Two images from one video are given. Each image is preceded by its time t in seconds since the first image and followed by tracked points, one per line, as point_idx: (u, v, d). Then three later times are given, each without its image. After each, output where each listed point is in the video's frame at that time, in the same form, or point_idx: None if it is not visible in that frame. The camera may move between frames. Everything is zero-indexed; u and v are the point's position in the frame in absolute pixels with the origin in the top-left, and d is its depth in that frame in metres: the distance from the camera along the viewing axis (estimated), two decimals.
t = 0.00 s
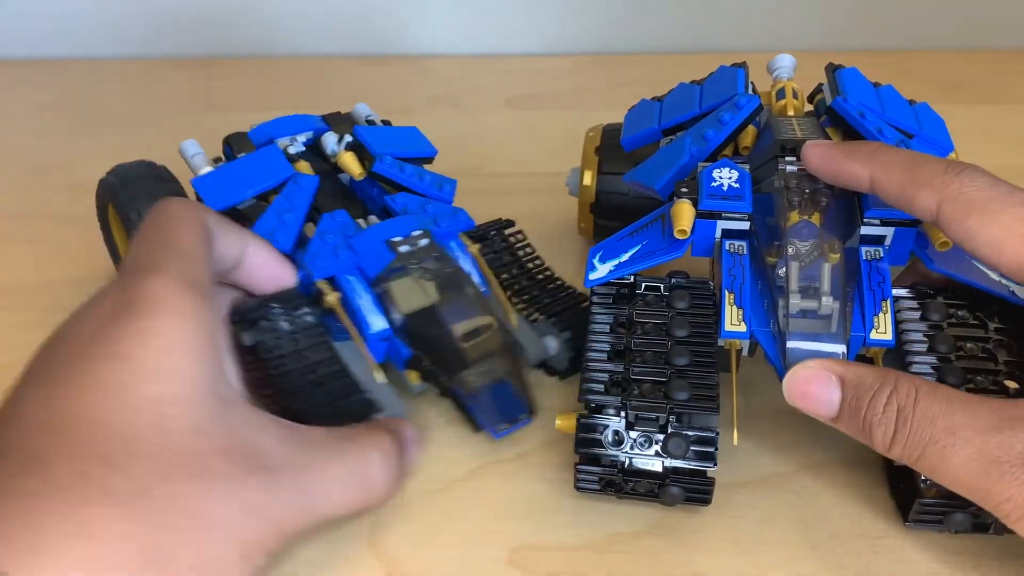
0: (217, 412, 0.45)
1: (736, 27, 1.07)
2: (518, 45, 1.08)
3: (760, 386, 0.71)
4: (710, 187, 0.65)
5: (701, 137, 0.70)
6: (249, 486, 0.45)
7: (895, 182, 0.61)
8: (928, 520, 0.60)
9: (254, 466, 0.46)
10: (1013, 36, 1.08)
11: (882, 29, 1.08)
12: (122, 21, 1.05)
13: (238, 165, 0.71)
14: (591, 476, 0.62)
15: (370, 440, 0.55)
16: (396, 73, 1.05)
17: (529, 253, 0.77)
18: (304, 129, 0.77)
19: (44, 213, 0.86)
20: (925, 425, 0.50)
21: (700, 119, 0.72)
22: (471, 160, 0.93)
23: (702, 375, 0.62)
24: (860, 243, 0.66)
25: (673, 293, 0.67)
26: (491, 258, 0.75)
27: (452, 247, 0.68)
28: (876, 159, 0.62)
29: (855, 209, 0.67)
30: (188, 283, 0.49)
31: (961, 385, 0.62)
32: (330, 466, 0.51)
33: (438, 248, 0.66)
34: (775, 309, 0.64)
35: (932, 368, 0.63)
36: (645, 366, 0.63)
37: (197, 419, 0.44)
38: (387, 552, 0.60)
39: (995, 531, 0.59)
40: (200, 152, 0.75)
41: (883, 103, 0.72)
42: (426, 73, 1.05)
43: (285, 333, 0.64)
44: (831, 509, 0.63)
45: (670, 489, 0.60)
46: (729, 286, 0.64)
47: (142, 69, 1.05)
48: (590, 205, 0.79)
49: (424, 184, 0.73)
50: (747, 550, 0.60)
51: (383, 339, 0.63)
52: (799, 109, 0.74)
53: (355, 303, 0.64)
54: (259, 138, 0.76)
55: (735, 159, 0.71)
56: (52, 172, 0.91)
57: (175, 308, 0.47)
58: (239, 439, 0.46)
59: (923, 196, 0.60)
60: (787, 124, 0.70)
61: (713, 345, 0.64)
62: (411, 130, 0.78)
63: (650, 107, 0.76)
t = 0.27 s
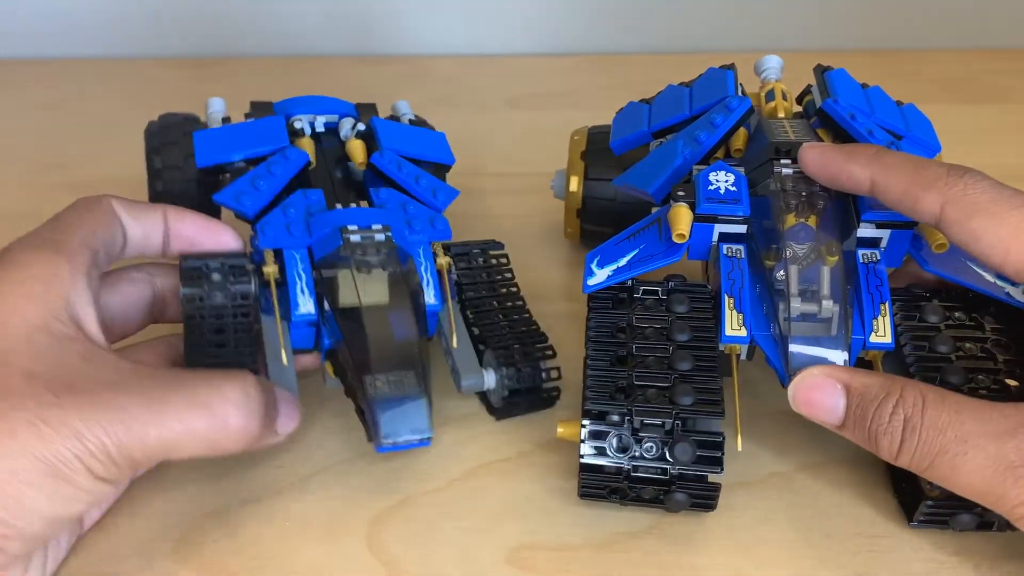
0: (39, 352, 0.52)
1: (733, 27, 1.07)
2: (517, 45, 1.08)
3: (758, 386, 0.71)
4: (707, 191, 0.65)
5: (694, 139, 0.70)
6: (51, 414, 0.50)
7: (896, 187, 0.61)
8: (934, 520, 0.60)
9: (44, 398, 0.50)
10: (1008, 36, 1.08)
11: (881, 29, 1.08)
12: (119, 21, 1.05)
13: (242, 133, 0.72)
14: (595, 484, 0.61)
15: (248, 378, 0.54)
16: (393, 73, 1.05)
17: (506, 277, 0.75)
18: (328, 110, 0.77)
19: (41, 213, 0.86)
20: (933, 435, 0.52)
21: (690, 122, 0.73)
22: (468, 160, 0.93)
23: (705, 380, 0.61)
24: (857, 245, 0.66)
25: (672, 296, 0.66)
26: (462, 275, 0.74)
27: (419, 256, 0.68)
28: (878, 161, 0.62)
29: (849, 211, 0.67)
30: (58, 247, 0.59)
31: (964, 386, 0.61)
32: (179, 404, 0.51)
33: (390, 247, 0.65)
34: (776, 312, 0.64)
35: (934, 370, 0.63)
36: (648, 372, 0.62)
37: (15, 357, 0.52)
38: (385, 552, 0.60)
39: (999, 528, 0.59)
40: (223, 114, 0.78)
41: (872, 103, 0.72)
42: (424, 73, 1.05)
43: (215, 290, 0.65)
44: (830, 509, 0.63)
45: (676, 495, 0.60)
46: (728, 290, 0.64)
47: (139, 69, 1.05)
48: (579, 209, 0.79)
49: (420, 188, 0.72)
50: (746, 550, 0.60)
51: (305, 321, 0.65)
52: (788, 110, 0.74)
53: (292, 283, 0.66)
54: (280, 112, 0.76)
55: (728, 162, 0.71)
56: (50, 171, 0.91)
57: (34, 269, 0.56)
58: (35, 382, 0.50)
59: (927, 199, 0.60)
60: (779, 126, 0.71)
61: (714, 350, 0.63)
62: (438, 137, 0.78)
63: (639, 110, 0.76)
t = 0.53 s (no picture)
0: None
1: (734, 27, 1.07)
2: (517, 45, 1.08)
3: (759, 387, 0.71)
4: (712, 191, 0.65)
5: (695, 140, 0.70)
6: None
7: (904, 187, 0.61)
8: (947, 518, 0.60)
9: None
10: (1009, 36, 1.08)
11: (881, 29, 1.08)
12: (119, 21, 1.05)
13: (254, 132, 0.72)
14: (603, 484, 0.61)
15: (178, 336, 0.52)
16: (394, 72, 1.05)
17: (512, 265, 0.67)
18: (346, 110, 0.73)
19: (41, 213, 0.86)
20: (951, 434, 0.52)
21: (691, 122, 0.73)
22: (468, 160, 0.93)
23: (714, 381, 0.61)
24: (861, 245, 0.66)
25: (679, 297, 0.65)
26: (462, 259, 0.67)
27: (407, 232, 0.65)
28: (885, 160, 0.62)
29: (853, 210, 0.67)
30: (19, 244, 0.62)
31: (976, 383, 0.62)
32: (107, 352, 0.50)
33: (363, 216, 0.61)
34: (782, 312, 0.64)
35: (945, 368, 0.63)
36: (656, 372, 0.61)
37: None
38: (385, 552, 0.60)
39: (1009, 523, 0.60)
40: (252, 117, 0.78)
41: (872, 102, 0.72)
42: (424, 73, 1.05)
43: (199, 274, 0.67)
44: (831, 510, 0.62)
45: (683, 496, 0.60)
46: (735, 291, 0.64)
47: (139, 68, 1.05)
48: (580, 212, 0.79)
49: (420, 168, 0.69)
50: (747, 550, 0.60)
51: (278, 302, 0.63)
52: (789, 110, 0.74)
53: (268, 264, 0.64)
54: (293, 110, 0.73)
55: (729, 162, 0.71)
56: (49, 172, 0.91)
57: None
58: None
59: (935, 197, 0.60)
60: (780, 126, 0.70)
61: (721, 351, 0.63)
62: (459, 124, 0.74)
63: (639, 110, 0.76)
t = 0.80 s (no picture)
0: None
1: (735, 27, 1.07)
2: (518, 45, 1.08)
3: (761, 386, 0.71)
4: (727, 179, 0.66)
5: (704, 130, 0.70)
6: None
7: (917, 181, 0.61)
8: (964, 486, 0.61)
9: None
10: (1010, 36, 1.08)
11: (882, 29, 1.08)
12: (121, 21, 1.05)
13: (302, 142, 0.73)
14: (640, 466, 0.62)
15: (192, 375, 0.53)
16: (395, 72, 1.05)
17: (533, 317, 0.69)
18: (406, 125, 0.74)
19: (42, 212, 0.86)
20: (961, 410, 0.52)
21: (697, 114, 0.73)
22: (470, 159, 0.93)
23: (741, 361, 0.63)
24: (871, 228, 0.66)
25: (699, 282, 0.67)
26: (484, 309, 0.69)
27: (432, 283, 0.66)
28: (898, 154, 0.62)
29: (860, 194, 0.67)
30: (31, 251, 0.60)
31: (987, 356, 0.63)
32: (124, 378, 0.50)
33: (390, 269, 0.63)
34: (800, 293, 0.65)
35: (956, 344, 0.64)
36: (686, 354, 0.63)
37: None
38: (385, 552, 0.60)
39: None
40: (309, 121, 0.78)
41: (868, 91, 0.73)
42: (425, 73, 1.05)
43: (221, 291, 0.68)
44: (832, 509, 0.62)
45: (719, 473, 0.61)
46: (755, 275, 0.65)
47: (140, 68, 1.04)
48: (580, 191, 0.78)
49: (461, 214, 0.69)
50: (747, 550, 0.60)
51: (289, 337, 0.65)
52: (790, 100, 0.74)
53: (287, 297, 0.65)
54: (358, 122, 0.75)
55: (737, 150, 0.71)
56: (50, 172, 0.90)
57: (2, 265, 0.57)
58: None
59: (944, 192, 0.60)
60: (784, 114, 0.71)
61: (744, 334, 0.64)
62: (515, 160, 0.74)
63: (639, 103, 0.76)
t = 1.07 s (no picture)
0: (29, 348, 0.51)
1: (735, 27, 1.07)
2: (519, 45, 1.08)
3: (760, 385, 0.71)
4: (722, 170, 0.66)
5: (698, 123, 0.70)
6: (45, 411, 0.48)
7: (891, 178, 0.61)
8: (958, 471, 0.62)
9: (39, 393, 0.49)
10: (1011, 36, 1.08)
11: (882, 29, 1.08)
12: (122, 21, 1.05)
13: (282, 163, 0.73)
14: (643, 449, 0.62)
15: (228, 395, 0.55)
16: (396, 73, 1.05)
17: (513, 326, 0.68)
18: (387, 138, 0.75)
19: (43, 213, 0.86)
20: (947, 403, 0.53)
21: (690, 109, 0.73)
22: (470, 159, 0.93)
23: (739, 347, 0.63)
24: (863, 218, 0.66)
25: (695, 271, 0.67)
26: (466, 319, 0.69)
27: (413, 300, 0.66)
28: (876, 152, 0.62)
29: (852, 184, 0.67)
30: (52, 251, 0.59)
31: (975, 341, 0.63)
32: (168, 400, 0.52)
33: (369, 290, 0.64)
34: (795, 281, 0.64)
35: (945, 330, 0.64)
36: (685, 338, 0.63)
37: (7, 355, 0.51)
38: (385, 552, 0.60)
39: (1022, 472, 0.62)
40: (295, 140, 0.78)
41: (858, 86, 0.73)
42: (426, 73, 1.05)
43: (213, 324, 0.68)
44: (832, 509, 0.62)
45: (721, 455, 0.61)
46: (750, 264, 0.65)
47: (141, 69, 1.04)
48: (574, 177, 0.78)
49: (442, 226, 0.69)
50: (747, 550, 0.60)
51: (280, 360, 0.65)
52: (782, 93, 0.74)
53: (275, 318, 0.65)
54: (342, 142, 0.75)
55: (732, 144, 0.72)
56: (51, 172, 0.90)
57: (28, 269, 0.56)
58: (34, 378, 0.50)
59: (913, 193, 0.60)
60: (777, 109, 0.71)
61: (742, 322, 0.64)
62: (494, 165, 0.74)
63: (633, 98, 0.76)
